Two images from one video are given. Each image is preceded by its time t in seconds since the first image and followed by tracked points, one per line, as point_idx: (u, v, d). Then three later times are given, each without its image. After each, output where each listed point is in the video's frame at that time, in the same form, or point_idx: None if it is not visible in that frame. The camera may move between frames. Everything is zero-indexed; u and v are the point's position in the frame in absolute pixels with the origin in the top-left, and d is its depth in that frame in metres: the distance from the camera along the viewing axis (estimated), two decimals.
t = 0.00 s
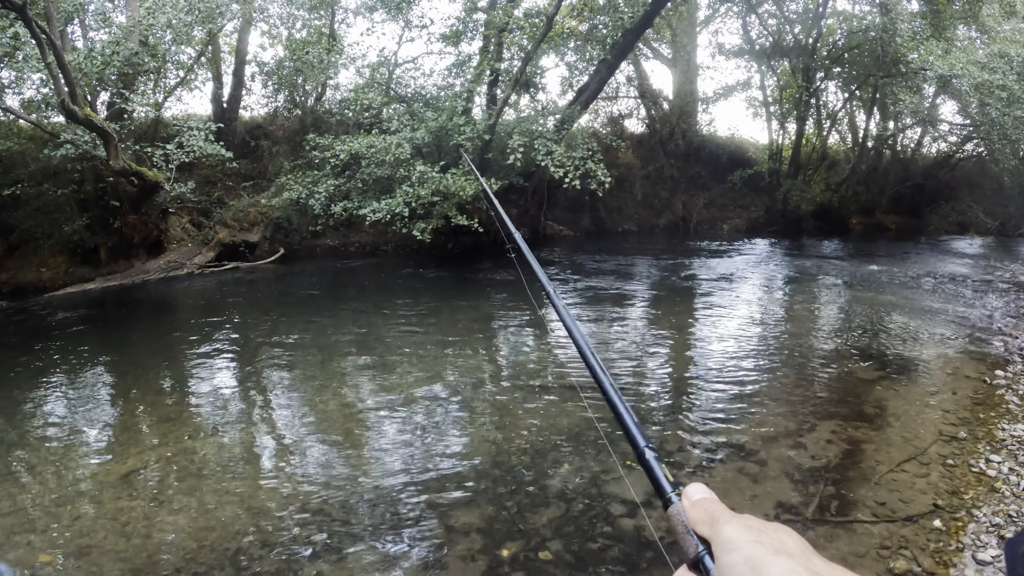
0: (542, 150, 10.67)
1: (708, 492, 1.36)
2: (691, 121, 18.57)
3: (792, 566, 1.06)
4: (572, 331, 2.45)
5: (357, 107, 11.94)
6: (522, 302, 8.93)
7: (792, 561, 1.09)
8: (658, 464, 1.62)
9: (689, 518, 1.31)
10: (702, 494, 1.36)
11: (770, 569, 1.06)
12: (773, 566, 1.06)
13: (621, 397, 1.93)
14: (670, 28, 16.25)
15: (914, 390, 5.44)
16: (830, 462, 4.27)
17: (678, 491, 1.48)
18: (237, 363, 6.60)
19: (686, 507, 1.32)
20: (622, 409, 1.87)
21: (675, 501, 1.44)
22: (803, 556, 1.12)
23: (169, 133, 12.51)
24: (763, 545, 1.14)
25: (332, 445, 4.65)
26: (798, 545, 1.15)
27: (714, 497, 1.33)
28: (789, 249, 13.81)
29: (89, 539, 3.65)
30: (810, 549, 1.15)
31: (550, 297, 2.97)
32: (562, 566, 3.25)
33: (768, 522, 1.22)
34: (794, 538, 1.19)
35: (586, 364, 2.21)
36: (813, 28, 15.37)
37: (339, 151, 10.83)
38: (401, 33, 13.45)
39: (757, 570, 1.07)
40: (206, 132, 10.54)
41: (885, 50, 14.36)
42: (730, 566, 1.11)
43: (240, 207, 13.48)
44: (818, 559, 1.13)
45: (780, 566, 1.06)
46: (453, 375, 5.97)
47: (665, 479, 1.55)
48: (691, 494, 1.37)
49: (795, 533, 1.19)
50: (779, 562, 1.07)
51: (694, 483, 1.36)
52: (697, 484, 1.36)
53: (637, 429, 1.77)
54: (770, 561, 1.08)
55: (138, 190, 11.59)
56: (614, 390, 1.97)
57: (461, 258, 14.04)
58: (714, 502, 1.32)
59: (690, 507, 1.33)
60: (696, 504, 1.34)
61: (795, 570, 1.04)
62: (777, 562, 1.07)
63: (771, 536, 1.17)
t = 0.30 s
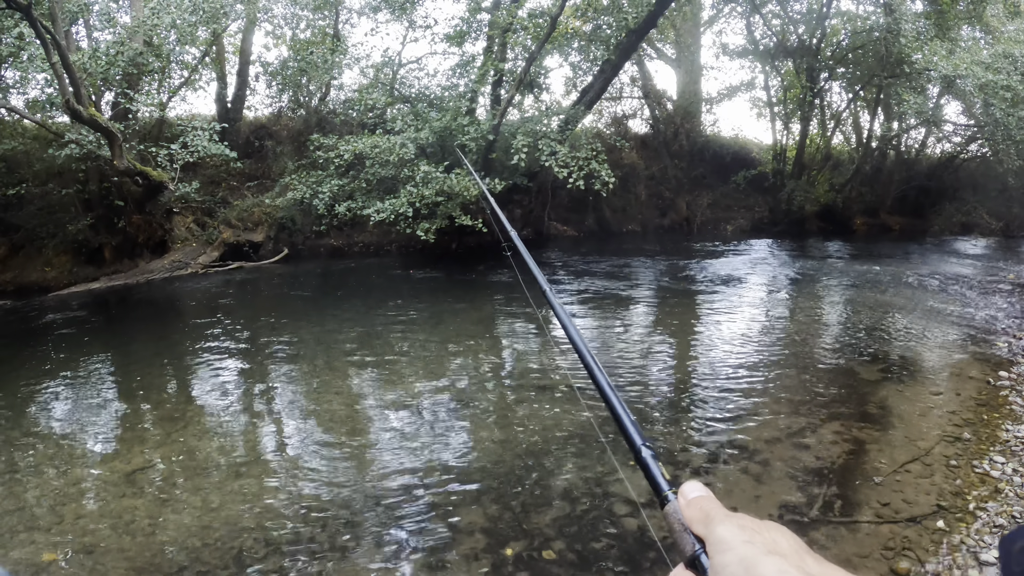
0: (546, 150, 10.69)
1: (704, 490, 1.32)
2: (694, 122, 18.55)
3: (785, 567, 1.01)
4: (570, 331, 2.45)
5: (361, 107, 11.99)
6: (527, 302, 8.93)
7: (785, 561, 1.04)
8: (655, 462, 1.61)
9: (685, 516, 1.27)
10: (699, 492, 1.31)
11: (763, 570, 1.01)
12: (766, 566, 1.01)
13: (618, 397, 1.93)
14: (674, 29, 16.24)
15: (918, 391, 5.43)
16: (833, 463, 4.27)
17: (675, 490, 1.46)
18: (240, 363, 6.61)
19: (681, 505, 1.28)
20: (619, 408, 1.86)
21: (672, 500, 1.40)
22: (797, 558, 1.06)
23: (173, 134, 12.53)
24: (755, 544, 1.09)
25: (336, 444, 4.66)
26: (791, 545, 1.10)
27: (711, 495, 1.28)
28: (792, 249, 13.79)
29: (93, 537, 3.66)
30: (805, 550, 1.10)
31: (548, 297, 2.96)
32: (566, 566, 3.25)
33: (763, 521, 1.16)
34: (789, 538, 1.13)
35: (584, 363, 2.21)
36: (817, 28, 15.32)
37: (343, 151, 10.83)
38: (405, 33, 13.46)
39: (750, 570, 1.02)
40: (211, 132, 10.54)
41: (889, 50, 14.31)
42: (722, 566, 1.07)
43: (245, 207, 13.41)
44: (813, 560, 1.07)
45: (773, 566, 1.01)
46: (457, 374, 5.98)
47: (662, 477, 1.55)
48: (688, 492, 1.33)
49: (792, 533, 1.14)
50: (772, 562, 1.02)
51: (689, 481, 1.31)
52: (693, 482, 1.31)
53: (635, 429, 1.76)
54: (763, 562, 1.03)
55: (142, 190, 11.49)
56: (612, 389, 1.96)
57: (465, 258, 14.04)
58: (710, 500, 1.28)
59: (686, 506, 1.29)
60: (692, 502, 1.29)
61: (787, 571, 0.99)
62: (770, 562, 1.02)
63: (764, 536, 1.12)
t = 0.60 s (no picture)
0: (554, 150, 10.70)
1: (688, 483, 1.25)
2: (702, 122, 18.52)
3: (767, 566, 0.96)
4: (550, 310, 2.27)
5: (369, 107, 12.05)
6: (534, 301, 8.93)
7: (767, 558, 0.99)
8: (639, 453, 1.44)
9: (667, 509, 1.20)
10: (682, 484, 1.25)
11: (745, 569, 0.95)
12: (747, 565, 0.96)
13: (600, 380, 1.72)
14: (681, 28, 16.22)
15: (925, 392, 5.40)
16: (840, 463, 4.25)
17: (661, 481, 1.32)
18: (248, 361, 6.63)
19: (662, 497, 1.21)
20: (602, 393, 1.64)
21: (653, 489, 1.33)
22: (781, 553, 1.01)
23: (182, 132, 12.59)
24: (737, 540, 1.04)
25: (342, 441, 4.68)
26: (775, 539, 1.05)
27: (695, 488, 1.22)
28: (800, 250, 13.74)
29: (101, 534, 3.68)
30: (789, 545, 1.05)
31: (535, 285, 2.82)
32: (572, 565, 3.24)
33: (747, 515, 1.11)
34: (774, 533, 1.08)
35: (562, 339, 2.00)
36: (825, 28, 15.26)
37: (351, 151, 10.88)
38: (413, 33, 13.50)
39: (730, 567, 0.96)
40: (219, 131, 10.58)
41: (898, 50, 14.23)
42: (702, 562, 1.02)
43: (252, 206, 13.78)
44: (796, 556, 1.03)
45: (754, 565, 0.96)
46: (464, 373, 5.99)
47: (646, 467, 1.39)
48: (671, 485, 1.26)
49: (776, 527, 1.09)
50: (752, 560, 0.97)
51: (673, 473, 1.25)
52: (677, 474, 1.25)
53: (619, 417, 1.55)
54: (745, 560, 0.98)
55: (151, 189, 11.40)
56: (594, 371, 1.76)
57: (473, 258, 14.04)
58: (693, 493, 1.22)
59: (668, 499, 1.23)
60: (675, 495, 1.23)
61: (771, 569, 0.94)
62: (752, 560, 0.97)
63: (747, 531, 1.07)
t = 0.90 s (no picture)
0: (561, 149, 10.71)
1: (694, 475, 1.26)
2: (708, 122, 18.49)
3: (771, 555, 0.97)
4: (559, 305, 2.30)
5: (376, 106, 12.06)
6: (540, 301, 8.93)
7: (771, 548, 0.99)
8: (647, 446, 1.46)
9: (673, 501, 1.21)
10: (688, 476, 1.25)
11: (748, 557, 0.96)
12: (750, 554, 0.97)
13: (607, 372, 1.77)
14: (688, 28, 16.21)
15: (932, 393, 5.38)
16: (846, 464, 4.24)
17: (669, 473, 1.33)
18: (255, 358, 6.65)
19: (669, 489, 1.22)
20: (612, 387, 1.69)
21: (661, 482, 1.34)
22: (783, 543, 1.02)
23: (189, 131, 12.64)
24: (741, 531, 1.04)
25: (349, 439, 4.68)
26: (779, 530, 1.06)
27: (699, 479, 1.23)
28: (806, 250, 13.70)
29: (107, 530, 3.69)
30: (793, 535, 1.05)
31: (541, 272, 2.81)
32: (578, 564, 3.24)
33: (752, 507, 1.11)
34: (779, 523, 1.08)
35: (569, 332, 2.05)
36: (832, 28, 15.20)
37: (358, 150, 10.92)
38: (419, 32, 13.53)
39: (735, 557, 0.98)
40: (226, 130, 10.60)
41: (905, 50, 14.16)
42: (707, 555, 1.03)
43: (259, 204, 13.85)
44: (800, 546, 1.03)
45: (758, 553, 0.97)
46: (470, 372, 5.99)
47: (654, 460, 1.42)
48: (677, 477, 1.27)
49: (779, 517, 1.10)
50: (756, 550, 0.98)
51: (678, 465, 1.25)
52: (682, 465, 1.25)
53: (627, 410, 1.59)
54: (749, 549, 0.99)
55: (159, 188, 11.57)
56: (601, 363, 1.81)
57: (479, 258, 13.92)
58: (698, 485, 1.22)
59: (674, 491, 1.23)
60: (681, 487, 1.23)
61: (773, 559, 0.95)
62: (755, 550, 0.98)
63: (751, 521, 1.08)
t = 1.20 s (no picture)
0: (570, 148, 10.70)
1: (684, 459, 1.16)
2: (717, 121, 18.42)
3: (767, 543, 0.92)
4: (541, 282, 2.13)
5: (385, 104, 12.09)
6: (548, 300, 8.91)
7: (767, 535, 0.95)
8: (634, 429, 1.33)
9: (661, 487, 1.12)
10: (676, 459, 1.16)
11: (746, 548, 0.92)
12: (747, 541, 0.93)
13: (592, 351, 1.62)
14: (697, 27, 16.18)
15: (941, 394, 5.35)
16: (854, 465, 4.22)
17: (655, 457, 1.23)
18: (263, 356, 6.68)
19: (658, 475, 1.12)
20: (600, 371, 1.50)
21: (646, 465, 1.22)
22: (778, 530, 0.98)
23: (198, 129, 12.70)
24: (734, 517, 0.98)
25: (358, 436, 4.69)
26: (774, 517, 1.00)
27: (690, 463, 1.14)
28: (815, 250, 13.64)
29: (116, 526, 3.71)
30: (787, 521, 1.00)
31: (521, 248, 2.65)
32: (586, 563, 3.24)
33: (744, 491, 1.05)
34: (773, 509, 1.03)
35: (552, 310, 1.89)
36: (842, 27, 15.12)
37: (367, 149, 10.93)
38: (429, 30, 13.55)
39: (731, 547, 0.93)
40: (236, 128, 10.62)
41: (915, 49, 14.08)
42: (700, 542, 0.97)
43: (269, 203, 13.67)
44: (796, 533, 0.98)
45: (755, 544, 0.92)
46: (478, 370, 6.01)
47: (642, 445, 1.29)
48: (665, 461, 1.17)
49: (771, 501, 1.04)
50: (752, 538, 0.93)
51: (667, 449, 1.15)
52: (672, 450, 1.15)
53: (615, 394, 1.42)
54: (744, 537, 0.94)
55: (167, 185, 11.77)
56: (585, 341, 1.65)
57: (489, 256, 13.90)
58: (688, 469, 1.13)
59: (663, 476, 1.14)
60: (669, 472, 1.14)
61: (772, 550, 0.90)
62: (752, 537, 0.93)
63: (744, 508, 1.02)
